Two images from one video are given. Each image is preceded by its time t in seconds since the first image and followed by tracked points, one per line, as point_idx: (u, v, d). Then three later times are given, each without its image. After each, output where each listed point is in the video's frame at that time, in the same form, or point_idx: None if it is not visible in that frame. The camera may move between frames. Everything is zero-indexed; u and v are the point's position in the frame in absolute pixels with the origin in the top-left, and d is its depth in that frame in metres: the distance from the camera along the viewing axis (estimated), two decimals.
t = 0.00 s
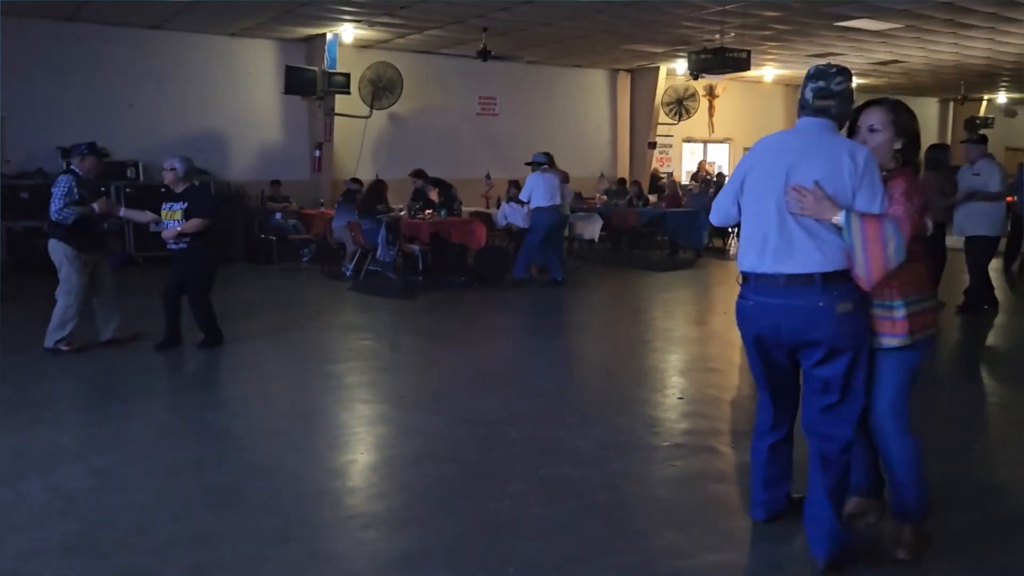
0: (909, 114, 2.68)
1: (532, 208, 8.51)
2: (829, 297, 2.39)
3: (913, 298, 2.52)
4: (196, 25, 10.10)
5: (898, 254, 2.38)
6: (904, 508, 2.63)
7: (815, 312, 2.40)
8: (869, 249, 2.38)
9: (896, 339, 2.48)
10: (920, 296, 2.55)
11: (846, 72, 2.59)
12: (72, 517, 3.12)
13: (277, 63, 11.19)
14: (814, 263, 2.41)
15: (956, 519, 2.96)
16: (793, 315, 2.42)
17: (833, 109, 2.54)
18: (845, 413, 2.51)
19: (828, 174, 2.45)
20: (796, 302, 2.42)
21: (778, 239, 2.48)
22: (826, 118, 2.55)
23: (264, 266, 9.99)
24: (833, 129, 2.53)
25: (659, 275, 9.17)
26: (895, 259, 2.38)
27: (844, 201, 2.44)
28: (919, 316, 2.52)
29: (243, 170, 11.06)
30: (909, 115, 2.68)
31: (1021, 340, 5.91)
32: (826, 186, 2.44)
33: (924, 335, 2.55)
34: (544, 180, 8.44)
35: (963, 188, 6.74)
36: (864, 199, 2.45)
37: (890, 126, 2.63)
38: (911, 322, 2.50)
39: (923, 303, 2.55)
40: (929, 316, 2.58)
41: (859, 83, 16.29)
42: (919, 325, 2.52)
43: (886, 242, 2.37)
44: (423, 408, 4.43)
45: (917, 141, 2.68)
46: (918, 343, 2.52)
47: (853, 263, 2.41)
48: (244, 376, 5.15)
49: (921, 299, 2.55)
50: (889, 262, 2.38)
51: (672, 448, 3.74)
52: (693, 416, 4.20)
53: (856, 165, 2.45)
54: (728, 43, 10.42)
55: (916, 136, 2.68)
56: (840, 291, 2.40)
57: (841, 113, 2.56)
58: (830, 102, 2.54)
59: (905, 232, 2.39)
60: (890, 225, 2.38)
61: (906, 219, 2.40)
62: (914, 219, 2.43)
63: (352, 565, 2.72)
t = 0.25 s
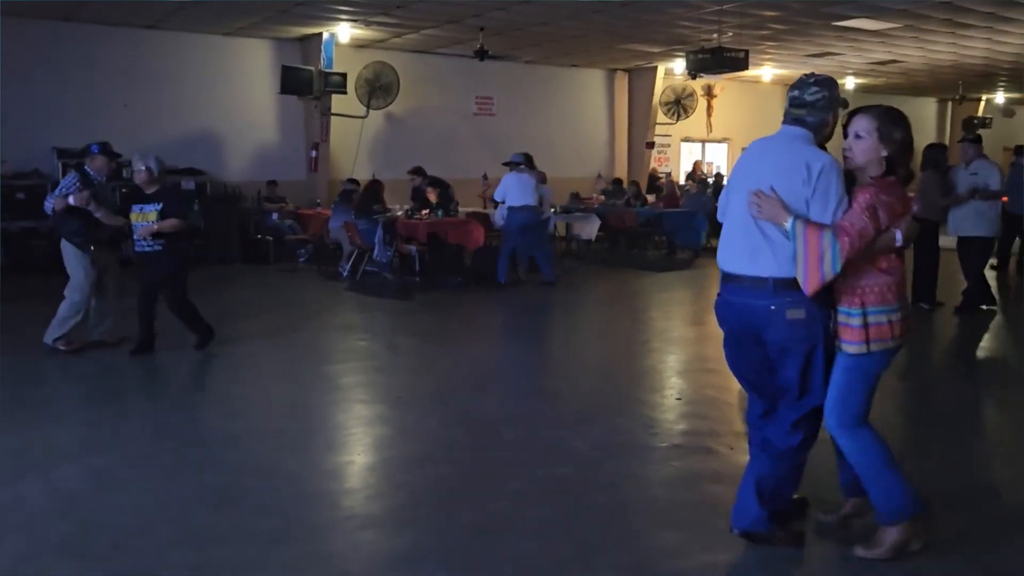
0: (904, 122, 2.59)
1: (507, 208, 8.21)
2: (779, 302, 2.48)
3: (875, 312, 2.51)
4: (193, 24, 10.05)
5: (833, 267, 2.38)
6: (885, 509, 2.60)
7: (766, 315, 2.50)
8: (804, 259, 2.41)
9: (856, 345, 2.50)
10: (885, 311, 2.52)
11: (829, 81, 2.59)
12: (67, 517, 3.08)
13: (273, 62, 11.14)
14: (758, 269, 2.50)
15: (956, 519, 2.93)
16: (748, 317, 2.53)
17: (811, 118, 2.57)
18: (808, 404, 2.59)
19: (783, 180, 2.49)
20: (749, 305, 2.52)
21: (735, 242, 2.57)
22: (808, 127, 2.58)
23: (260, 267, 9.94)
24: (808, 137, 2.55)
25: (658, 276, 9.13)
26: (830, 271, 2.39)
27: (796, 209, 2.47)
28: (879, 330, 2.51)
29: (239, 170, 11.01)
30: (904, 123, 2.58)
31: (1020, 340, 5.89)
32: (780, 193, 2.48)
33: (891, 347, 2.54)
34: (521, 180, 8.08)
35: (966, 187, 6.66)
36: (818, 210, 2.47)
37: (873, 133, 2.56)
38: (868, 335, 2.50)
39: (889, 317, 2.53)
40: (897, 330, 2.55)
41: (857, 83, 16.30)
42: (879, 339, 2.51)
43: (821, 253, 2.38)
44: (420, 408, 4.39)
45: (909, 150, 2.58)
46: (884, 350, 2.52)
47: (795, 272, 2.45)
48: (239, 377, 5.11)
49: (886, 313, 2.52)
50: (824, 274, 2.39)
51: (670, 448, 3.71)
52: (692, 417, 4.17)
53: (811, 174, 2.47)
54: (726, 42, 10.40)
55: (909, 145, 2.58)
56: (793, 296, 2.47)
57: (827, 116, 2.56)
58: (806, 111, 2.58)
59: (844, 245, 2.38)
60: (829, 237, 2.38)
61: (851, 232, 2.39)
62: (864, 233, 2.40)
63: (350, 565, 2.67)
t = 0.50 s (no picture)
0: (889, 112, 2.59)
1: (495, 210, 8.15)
2: (749, 289, 2.57)
3: (850, 299, 2.52)
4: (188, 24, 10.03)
5: (793, 244, 2.43)
6: (819, 505, 2.64)
7: (739, 302, 2.60)
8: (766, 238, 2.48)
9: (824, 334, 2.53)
10: (863, 299, 2.52)
11: (810, 73, 2.63)
12: (63, 518, 3.06)
13: (269, 62, 11.12)
14: (730, 254, 2.60)
15: (950, 518, 2.93)
16: (723, 303, 2.64)
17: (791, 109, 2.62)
18: (775, 394, 2.67)
19: (755, 167, 2.59)
20: (723, 290, 2.64)
21: (715, 230, 2.69)
22: (789, 118, 2.64)
23: (255, 267, 9.91)
24: (786, 125, 2.61)
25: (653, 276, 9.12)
26: (790, 248, 2.44)
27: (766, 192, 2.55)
28: (854, 317, 2.51)
29: (235, 170, 10.99)
30: (889, 114, 2.58)
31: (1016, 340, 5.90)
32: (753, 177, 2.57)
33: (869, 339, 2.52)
34: (509, 181, 7.99)
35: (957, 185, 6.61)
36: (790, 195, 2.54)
37: (853, 121, 2.57)
38: (840, 322, 2.52)
39: (866, 305, 2.52)
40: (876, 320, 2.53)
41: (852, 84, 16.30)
42: (854, 328, 2.51)
43: (780, 230, 2.45)
44: (416, 409, 4.38)
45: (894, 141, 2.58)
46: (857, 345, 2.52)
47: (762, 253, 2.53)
48: (235, 377, 5.09)
49: (863, 302, 2.52)
50: (785, 252, 2.45)
51: (667, 447, 3.70)
52: (688, 417, 4.16)
53: (781, 159, 2.55)
54: (722, 43, 10.40)
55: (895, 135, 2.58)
56: (764, 285, 2.56)
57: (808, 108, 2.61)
58: (786, 102, 2.64)
59: (805, 222, 2.42)
60: (790, 215, 2.44)
61: (814, 211, 2.43)
62: (829, 212, 2.44)
63: (346, 567, 2.66)
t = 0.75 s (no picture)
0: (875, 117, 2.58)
1: (490, 208, 8.15)
2: (724, 289, 2.60)
3: (826, 300, 2.51)
4: (181, 22, 9.99)
5: (753, 240, 2.47)
6: (808, 508, 2.66)
7: (714, 301, 2.63)
8: (731, 236, 2.53)
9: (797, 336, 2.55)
10: (841, 301, 2.50)
11: (795, 80, 2.66)
12: (54, 518, 3.05)
13: (264, 61, 11.09)
14: (703, 253, 2.66)
15: (941, 518, 2.93)
16: (699, 302, 2.67)
17: (775, 114, 2.65)
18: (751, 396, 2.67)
19: (733, 168, 2.63)
20: (697, 291, 2.67)
21: (695, 231, 2.74)
22: (774, 122, 2.66)
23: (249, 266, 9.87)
24: (770, 129, 2.64)
25: (647, 276, 9.11)
26: (751, 244, 2.48)
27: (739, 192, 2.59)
28: (829, 318, 2.50)
29: (228, 169, 10.95)
30: (874, 119, 2.58)
31: (1008, 340, 5.91)
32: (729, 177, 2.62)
33: (847, 341, 2.50)
34: (503, 179, 7.93)
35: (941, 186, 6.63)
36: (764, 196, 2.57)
37: (832, 126, 2.58)
38: (813, 323, 2.52)
39: (843, 307, 2.50)
40: (856, 322, 2.49)
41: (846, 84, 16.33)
42: (830, 329, 2.50)
43: (742, 227, 2.49)
44: (409, 409, 4.38)
45: (879, 146, 2.56)
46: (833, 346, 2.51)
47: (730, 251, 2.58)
48: (229, 377, 5.08)
49: (841, 303, 2.50)
50: (747, 249, 2.49)
51: (659, 447, 3.70)
52: (681, 416, 4.16)
53: (756, 160, 2.59)
54: (717, 42, 10.40)
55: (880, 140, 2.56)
56: (737, 284, 2.59)
57: (793, 111, 2.63)
58: (769, 107, 2.67)
59: (768, 219, 2.46)
60: (754, 212, 2.48)
61: (778, 209, 2.46)
62: (795, 211, 2.46)
63: (340, 566, 2.66)
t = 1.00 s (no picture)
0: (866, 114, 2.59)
1: (489, 207, 8.10)
2: (714, 286, 2.64)
3: (816, 296, 2.52)
4: (175, 20, 9.97)
5: (742, 241, 2.50)
6: (804, 506, 2.66)
7: (704, 299, 2.67)
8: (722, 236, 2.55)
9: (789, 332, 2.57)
10: (831, 297, 2.50)
11: (789, 80, 2.67)
12: (49, 517, 3.05)
13: (259, 60, 11.08)
14: (695, 251, 2.68)
15: (934, 517, 2.94)
16: (692, 300, 2.71)
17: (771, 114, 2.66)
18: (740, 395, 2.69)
19: (727, 167, 2.65)
20: (690, 290, 2.71)
21: (690, 229, 2.77)
22: (769, 123, 2.67)
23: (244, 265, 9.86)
24: (765, 129, 2.65)
25: (642, 275, 9.11)
26: (739, 246, 2.51)
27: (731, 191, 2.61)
28: (818, 314, 2.51)
29: (223, 168, 10.93)
30: (868, 117, 2.58)
31: (1002, 338, 5.93)
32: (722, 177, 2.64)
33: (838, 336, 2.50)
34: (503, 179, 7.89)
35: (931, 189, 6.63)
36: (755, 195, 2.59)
37: (822, 126, 2.61)
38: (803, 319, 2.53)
39: (835, 303, 2.50)
40: (847, 318, 2.50)
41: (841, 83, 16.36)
42: (820, 325, 2.51)
43: (732, 229, 2.52)
44: (404, 407, 4.37)
45: (869, 143, 2.57)
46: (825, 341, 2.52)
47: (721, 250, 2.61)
48: (224, 375, 5.07)
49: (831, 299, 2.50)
50: (736, 249, 2.52)
51: (655, 446, 3.70)
52: (676, 415, 4.17)
53: (747, 159, 2.60)
54: (712, 41, 10.42)
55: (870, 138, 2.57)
56: (726, 281, 2.62)
57: (787, 112, 2.64)
58: (763, 108, 2.68)
59: (756, 219, 2.48)
60: (743, 212, 2.50)
61: (766, 209, 2.48)
62: (783, 210, 2.48)
63: (334, 565, 2.66)
